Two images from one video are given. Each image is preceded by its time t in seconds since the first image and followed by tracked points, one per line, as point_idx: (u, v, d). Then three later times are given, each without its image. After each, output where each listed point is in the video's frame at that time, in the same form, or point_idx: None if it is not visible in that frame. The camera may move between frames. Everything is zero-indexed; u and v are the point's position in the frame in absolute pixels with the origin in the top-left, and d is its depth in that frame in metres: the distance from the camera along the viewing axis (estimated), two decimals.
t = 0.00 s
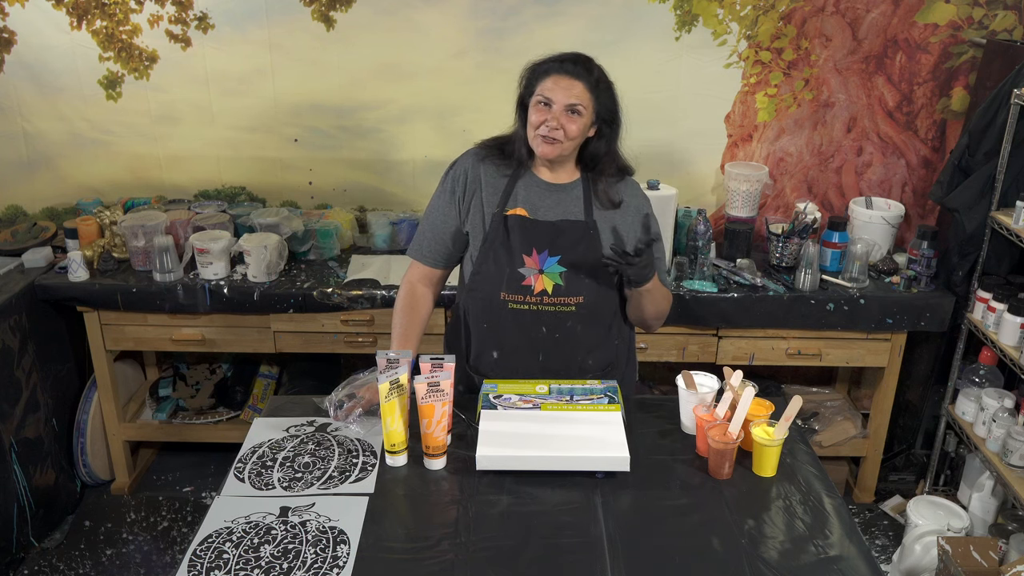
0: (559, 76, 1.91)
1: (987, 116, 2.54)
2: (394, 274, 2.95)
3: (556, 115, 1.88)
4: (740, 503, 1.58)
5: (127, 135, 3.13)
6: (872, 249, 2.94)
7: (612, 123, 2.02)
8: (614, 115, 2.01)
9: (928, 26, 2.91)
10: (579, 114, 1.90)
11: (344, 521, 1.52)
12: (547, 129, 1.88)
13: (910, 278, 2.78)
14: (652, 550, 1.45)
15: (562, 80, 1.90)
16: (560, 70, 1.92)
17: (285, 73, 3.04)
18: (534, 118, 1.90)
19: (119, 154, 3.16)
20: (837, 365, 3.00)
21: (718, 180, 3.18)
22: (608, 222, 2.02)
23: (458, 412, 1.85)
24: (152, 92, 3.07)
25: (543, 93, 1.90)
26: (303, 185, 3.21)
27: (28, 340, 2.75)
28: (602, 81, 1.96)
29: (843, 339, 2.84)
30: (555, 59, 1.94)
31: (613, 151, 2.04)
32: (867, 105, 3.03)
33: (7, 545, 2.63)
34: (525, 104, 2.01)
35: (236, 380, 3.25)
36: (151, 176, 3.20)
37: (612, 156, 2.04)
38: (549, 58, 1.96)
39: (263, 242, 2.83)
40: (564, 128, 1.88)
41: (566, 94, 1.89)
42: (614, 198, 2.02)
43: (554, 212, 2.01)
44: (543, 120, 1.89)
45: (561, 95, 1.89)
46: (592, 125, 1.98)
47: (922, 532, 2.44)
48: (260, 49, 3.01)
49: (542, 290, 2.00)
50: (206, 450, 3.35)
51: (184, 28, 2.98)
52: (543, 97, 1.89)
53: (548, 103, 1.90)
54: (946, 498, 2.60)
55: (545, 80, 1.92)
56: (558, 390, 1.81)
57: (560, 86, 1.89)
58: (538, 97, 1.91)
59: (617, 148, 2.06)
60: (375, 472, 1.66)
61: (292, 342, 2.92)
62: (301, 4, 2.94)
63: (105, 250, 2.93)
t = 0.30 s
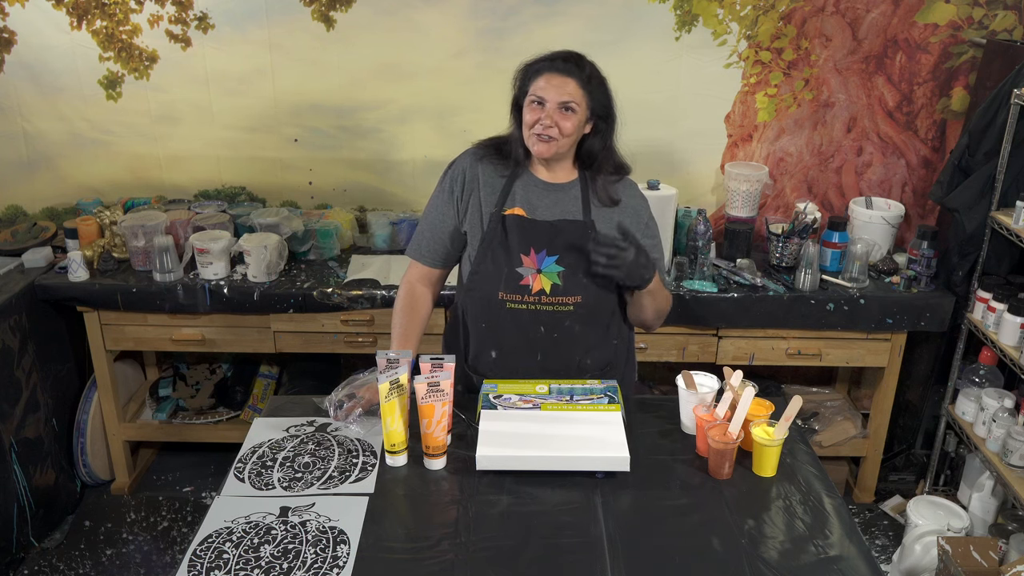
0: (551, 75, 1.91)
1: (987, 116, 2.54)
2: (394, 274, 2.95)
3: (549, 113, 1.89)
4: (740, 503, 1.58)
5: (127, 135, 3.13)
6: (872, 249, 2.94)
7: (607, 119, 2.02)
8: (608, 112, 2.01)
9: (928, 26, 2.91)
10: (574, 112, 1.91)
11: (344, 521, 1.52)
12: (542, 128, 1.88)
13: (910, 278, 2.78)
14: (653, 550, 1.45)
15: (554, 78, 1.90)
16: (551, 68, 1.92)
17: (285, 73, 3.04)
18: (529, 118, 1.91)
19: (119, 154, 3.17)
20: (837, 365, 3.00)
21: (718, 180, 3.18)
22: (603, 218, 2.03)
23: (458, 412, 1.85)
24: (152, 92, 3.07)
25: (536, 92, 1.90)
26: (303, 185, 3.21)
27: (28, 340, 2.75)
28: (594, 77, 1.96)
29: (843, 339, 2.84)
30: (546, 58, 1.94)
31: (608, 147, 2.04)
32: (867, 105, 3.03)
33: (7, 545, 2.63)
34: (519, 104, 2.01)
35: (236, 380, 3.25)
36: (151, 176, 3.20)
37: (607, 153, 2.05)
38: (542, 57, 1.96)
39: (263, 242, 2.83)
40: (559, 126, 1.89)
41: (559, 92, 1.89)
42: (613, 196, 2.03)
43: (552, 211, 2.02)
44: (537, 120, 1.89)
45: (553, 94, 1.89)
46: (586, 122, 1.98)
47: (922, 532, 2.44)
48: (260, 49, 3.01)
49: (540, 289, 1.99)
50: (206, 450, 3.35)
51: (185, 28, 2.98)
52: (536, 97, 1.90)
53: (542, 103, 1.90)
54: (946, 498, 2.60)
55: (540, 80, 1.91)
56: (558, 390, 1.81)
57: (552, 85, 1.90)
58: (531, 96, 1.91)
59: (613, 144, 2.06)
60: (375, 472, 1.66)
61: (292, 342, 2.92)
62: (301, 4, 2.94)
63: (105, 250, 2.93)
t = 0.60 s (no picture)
0: (551, 76, 1.92)
1: (987, 116, 2.54)
2: (394, 274, 2.95)
3: (550, 114, 1.89)
4: (740, 503, 1.58)
5: (126, 135, 3.13)
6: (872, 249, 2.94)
7: (605, 121, 2.03)
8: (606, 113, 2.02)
9: (928, 26, 2.91)
10: (574, 113, 1.91)
11: (344, 521, 1.52)
12: (544, 130, 1.88)
13: (910, 278, 2.78)
14: (653, 550, 1.45)
15: (554, 80, 1.91)
16: (551, 69, 1.93)
17: (285, 73, 3.04)
18: (530, 120, 1.91)
19: (119, 154, 3.17)
20: (837, 365, 3.00)
21: (718, 180, 3.18)
22: (601, 218, 2.03)
23: (458, 412, 1.85)
24: (152, 92, 3.07)
25: (537, 94, 1.90)
26: (303, 185, 3.21)
27: (28, 340, 2.75)
28: (593, 77, 1.97)
29: (843, 339, 2.84)
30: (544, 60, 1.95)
31: (606, 149, 2.06)
32: (867, 105, 3.03)
33: (7, 545, 2.63)
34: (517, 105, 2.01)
35: (236, 380, 3.25)
36: (151, 176, 3.20)
37: (605, 155, 2.06)
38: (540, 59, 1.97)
39: (263, 242, 2.83)
40: (560, 127, 1.89)
41: (560, 93, 1.89)
42: (612, 196, 2.03)
43: (550, 212, 2.02)
44: (539, 121, 1.89)
45: (554, 95, 1.89)
46: (586, 123, 1.99)
47: (922, 532, 2.44)
48: (260, 49, 3.01)
49: (538, 290, 1.99)
50: (206, 450, 3.35)
51: (185, 28, 2.98)
52: (537, 98, 1.90)
53: (543, 104, 1.90)
54: (946, 498, 2.60)
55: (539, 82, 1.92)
56: (558, 390, 1.81)
57: (553, 86, 1.90)
58: (531, 98, 1.91)
59: (610, 146, 2.08)
60: (375, 472, 1.66)
61: (292, 342, 2.92)
62: (301, 4, 2.94)
63: (105, 250, 2.93)
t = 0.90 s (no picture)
0: (564, 75, 1.92)
1: (987, 116, 2.55)
2: (394, 274, 2.94)
3: (568, 113, 1.90)
4: (740, 503, 1.58)
5: (127, 135, 3.13)
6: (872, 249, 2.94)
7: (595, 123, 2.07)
8: (597, 115, 2.07)
9: (927, 26, 2.91)
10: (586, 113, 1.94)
11: (344, 521, 1.52)
12: (561, 128, 1.90)
13: (909, 278, 2.79)
14: (653, 550, 1.45)
15: (570, 79, 1.92)
16: (562, 67, 1.94)
17: (285, 73, 3.04)
18: (546, 118, 1.91)
19: (119, 154, 3.17)
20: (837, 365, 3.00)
21: (718, 180, 3.18)
22: (591, 212, 2.05)
23: (458, 412, 1.85)
24: (152, 92, 3.07)
25: (553, 92, 1.90)
26: (303, 185, 3.22)
27: (28, 340, 2.76)
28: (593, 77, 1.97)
29: (843, 339, 2.84)
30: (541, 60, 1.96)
31: (594, 151, 2.10)
32: (867, 105, 3.03)
33: (7, 545, 2.63)
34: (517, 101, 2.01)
35: (236, 380, 3.21)
36: (151, 176, 3.20)
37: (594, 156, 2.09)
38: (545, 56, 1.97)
39: (263, 242, 2.83)
40: (576, 127, 1.91)
41: (577, 93, 1.91)
42: (602, 189, 2.06)
43: (542, 208, 2.03)
44: (556, 120, 1.90)
45: (572, 94, 1.90)
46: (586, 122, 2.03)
47: (922, 531, 2.44)
48: (260, 49, 3.01)
49: (533, 285, 1.99)
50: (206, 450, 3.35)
51: (184, 28, 2.98)
52: (555, 96, 1.90)
53: (559, 103, 1.91)
54: (946, 499, 2.60)
55: (547, 81, 1.92)
56: (558, 390, 1.81)
57: (569, 85, 1.91)
58: (547, 95, 1.91)
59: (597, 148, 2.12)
60: (375, 472, 1.66)
61: (292, 342, 2.92)
62: (301, 4, 2.94)
63: (105, 250, 2.93)
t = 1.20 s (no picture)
0: (547, 66, 1.92)
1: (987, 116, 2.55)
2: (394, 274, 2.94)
3: (556, 102, 1.89)
4: (740, 503, 1.58)
5: (127, 135, 3.13)
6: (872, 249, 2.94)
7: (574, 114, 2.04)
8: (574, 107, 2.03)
9: (928, 26, 2.91)
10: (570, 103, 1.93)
11: (344, 521, 1.52)
12: (550, 117, 1.88)
13: (910, 278, 2.79)
14: (654, 550, 1.45)
15: (554, 69, 1.92)
16: (546, 59, 1.93)
17: (285, 73, 3.04)
18: (535, 107, 1.88)
19: (119, 154, 3.17)
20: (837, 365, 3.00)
21: (718, 180, 3.18)
22: (576, 195, 2.03)
23: (458, 412, 1.85)
24: (152, 92, 3.07)
25: (539, 82, 1.89)
26: (303, 186, 3.21)
27: (28, 340, 2.76)
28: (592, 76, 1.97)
29: (843, 339, 2.84)
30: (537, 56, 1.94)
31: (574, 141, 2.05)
32: (867, 105, 3.03)
33: (7, 545, 2.63)
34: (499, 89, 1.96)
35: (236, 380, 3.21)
36: (151, 176, 3.20)
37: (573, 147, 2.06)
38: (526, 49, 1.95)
39: (263, 242, 2.83)
40: (564, 115, 1.90)
41: (561, 83, 1.90)
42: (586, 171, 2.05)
43: (526, 196, 2.03)
44: (544, 108, 1.88)
45: (557, 84, 1.90)
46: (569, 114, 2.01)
47: (922, 531, 2.44)
48: (260, 49, 3.01)
49: (523, 272, 2.05)
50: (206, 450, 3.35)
51: (184, 28, 2.97)
52: (541, 86, 1.89)
53: (546, 93, 1.89)
54: (946, 499, 2.60)
55: (536, 72, 1.91)
56: (558, 390, 1.81)
57: (554, 75, 1.90)
58: (533, 85, 1.89)
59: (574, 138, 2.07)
60: (375, 472, 1.66)
61: (292, 342, 2.92)
62: (301, 4, 2.94)
63: (105, 250, 2.93)
